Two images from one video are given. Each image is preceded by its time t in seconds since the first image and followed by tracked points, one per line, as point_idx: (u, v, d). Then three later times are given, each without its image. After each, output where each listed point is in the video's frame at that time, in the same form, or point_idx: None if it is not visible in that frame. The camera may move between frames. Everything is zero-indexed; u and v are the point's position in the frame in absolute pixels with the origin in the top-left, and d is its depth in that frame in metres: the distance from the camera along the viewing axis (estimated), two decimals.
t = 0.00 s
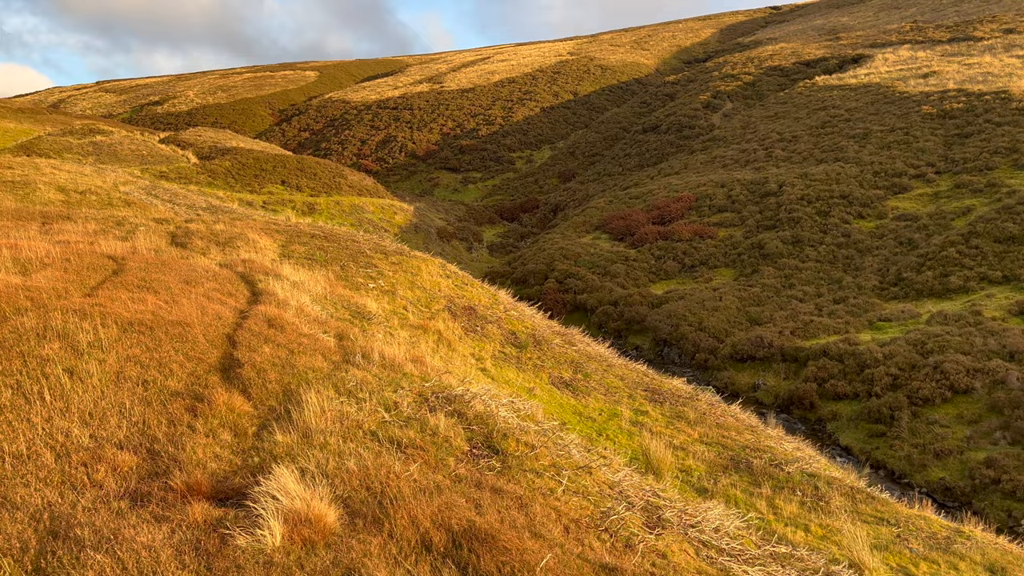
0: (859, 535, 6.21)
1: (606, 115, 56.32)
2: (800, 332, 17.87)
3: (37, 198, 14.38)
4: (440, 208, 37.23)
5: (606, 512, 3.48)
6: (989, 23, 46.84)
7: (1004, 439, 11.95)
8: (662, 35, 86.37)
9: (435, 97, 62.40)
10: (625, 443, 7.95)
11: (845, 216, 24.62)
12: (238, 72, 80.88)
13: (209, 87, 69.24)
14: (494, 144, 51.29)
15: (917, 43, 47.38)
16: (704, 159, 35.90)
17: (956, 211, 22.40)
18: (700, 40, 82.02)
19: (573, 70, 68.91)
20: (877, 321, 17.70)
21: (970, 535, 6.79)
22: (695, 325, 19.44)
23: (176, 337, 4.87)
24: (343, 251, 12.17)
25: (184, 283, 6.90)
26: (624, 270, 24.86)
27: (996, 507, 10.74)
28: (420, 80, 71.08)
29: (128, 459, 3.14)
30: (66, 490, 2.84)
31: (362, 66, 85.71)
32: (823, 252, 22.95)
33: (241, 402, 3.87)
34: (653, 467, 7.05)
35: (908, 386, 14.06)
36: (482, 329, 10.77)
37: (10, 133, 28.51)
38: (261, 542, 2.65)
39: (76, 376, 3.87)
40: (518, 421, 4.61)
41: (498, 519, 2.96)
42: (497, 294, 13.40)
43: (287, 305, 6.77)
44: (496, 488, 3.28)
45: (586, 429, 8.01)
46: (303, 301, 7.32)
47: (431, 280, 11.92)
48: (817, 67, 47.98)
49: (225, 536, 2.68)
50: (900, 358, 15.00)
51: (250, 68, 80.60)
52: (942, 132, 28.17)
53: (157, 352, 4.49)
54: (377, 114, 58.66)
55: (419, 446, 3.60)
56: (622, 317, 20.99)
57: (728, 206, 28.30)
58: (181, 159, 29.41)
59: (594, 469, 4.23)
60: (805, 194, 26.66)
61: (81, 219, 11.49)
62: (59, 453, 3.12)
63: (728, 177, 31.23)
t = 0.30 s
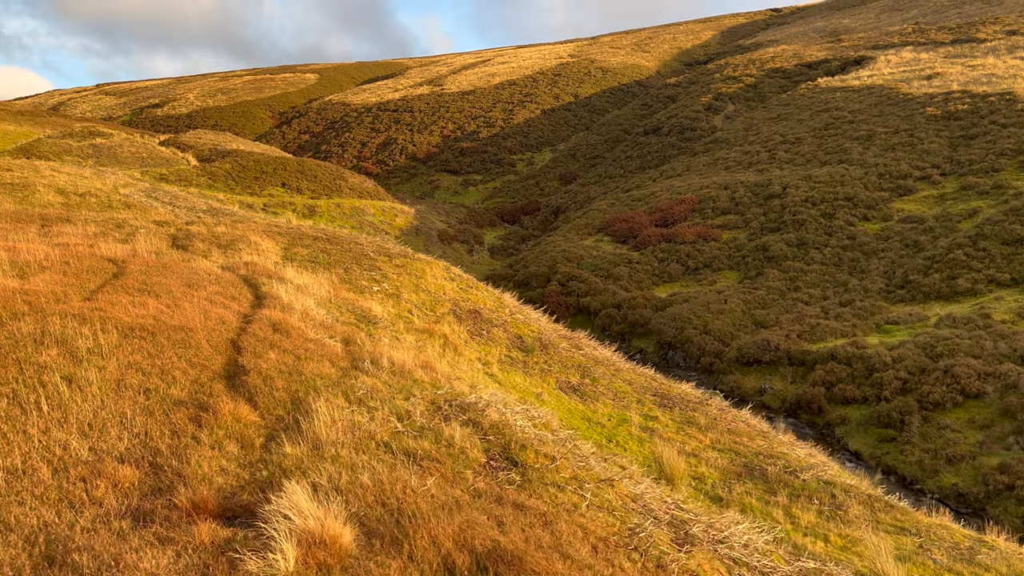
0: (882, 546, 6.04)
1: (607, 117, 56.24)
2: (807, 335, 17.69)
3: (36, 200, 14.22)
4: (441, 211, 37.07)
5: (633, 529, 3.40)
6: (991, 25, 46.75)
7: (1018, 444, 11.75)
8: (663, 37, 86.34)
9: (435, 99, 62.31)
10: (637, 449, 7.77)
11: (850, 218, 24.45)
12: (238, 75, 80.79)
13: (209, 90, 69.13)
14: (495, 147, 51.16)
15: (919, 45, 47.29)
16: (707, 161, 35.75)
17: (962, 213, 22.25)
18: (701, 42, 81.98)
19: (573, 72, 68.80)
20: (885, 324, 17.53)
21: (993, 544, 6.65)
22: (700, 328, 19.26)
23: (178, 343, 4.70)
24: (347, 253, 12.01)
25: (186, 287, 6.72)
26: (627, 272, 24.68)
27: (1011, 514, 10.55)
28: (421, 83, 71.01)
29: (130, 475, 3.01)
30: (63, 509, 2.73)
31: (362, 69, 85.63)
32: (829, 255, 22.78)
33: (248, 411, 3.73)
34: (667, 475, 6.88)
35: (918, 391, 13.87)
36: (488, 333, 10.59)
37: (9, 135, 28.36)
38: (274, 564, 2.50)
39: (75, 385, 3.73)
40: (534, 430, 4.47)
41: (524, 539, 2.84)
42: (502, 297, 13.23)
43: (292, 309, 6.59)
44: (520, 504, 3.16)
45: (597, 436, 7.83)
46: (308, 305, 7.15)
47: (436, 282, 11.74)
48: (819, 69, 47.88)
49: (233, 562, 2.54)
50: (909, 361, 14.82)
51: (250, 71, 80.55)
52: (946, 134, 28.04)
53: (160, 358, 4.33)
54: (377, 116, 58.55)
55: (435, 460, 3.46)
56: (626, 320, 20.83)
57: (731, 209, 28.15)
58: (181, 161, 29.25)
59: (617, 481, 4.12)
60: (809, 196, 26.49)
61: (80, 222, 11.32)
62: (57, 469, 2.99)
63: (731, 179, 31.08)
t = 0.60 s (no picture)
0: (908, 562, 5.86)
1: (608, 120, 56.08)
2: (815, 340, 17.47)
3: (35, 204, 14.02)
4: (443, 214, 36.87)
5: (667, 554, 3.37)
6: (995, 27, 46.59)
7: None
8: (664, 41, 86.22)
9: (437, 102, 62.16)
10: (651, 459, 7.55)
11: (856, 222, 24.26)
12: (239, 79, 80.68)
13: (210, 94, 68.99)
14: (496, 150, 50.99)
15: (922, 48, 47.13)
16: (710, 165, 35.57)
17: (969, 217, 22.07)
18: (702, 45, 81.88)
19: (574, 76, 68.63)
20: (894, 328, 17.32)
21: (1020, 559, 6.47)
22: (706, 332, 19.05)
23: (180, 351, 4.52)
24: (351, 257, 11.82)
25: (187, 293, 6.52)
26: (631, 276, 24.47)
27: None
28: (422, 86, 70.90)
29: (127, 500, 2.93)
30: (57, 539, 2.66)
31: (363, 72, 85.50)
32: (835, 258, 22.58)
33: (255, 427, 3.64)
34: (683, 487, 6.67)
35: (930, 397, 13.65)
36: (494, 339, 10.39)
37: (9, 138, 28.20)
38: None
39: (70, 399, 3.63)
40: (553, 444, 4.36)
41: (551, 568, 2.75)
42: (508, 301, 13.03)
43: (297, 316, 6.39)
44: (546, 529, 3.09)
45: (609, 445, 7.62)
46: (313, 311, 6.93)
47: (441, 287, 11.54)
48: (821, 72, 47.74)
49: None
50: (920, 367, 14.62)
51: (251, 74, 80.46)
52: (952, 137, 27.88)
53: (160, 369, 4.17)
54: (378, 120, 58.40)
55: (455, 480, 3.39)
56: (630, 324, 20.63)
57: (736, 212, 27.96)
58: (181, 164, 29.06)
59: (643, 500, 4.06)
60: (815, 199, 26.30)
61: (79, 226, 11.11)
62: (50, 493, 2.92)
63: (735, 183, 30.89)
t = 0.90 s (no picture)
0: None
1: (609, 124, 55.97)
2: (823, 345, 17.30)
3: (35, 208, 13.86)
4: (445, 219, 36.70)
5: None
6: (997, 31, 46.51)
7: None
8: (664, 45, 86.20)
9: (437, 107, 62.07)
10: (664, 468, 7.37)
11: (861, 226, 24.10)
12: (240, 83, 80.61)
13: (211, 98, 68.90)
14: (498, 154, 50.86)
15: (924, 52, 47.04)
16: (712, 168, 35.42)
17: (975, 221, 21.93)
18: (702, 49, 81.85)
19: (575, 80, 68.54)
20: (902, 333, 17.16)
21: None
22: (712, 337, 18.87)
23: (186, 360, 4.46)
24: (356, 262, 11.67)
25: (192, 297, 6.37)
26: (635, 280, 24.30)
27: None
28: (423, 91, 70.82)
29: (135, 519, 2.91)
30: (60, 565, 2.63)
31: (363, 77, 85.43)
32: (841, 263, 22.42)
33: (268, 442, 3.66)
34: (699, 496, 6.52)
35: (942, 403, 13.47)
36: (502, 344, 10.22)
37: (10, 143, 28.03)
38: None
39: (72, 411, 3.58)
40: (576, 455, 4.33)
41: None
42: (515, 306, 12.87)
43: (305, 321, 6.25)
44: (578, 549, 3.05)
45: (622, 454, 7.45)
46: (320, 317, 6.77)
47: (447, 292, 11.39)
48: (823, 76, 47.65)
49: None
50: (931, 373, 14.45)
51: (252, 79, 80.42)
52: (957, 141, 27.76)
53: (166, 380, 4.11)
54: (379, 124, 58.27)
55: (479, 496, 3.40)
56: (635, 329, 20.47)
57: (740, 216, 27.81)
58: (182, 169, 28.90)
59: (674, 514, 4.06)
60: (819, 203, 26.16)
61: (80, 230, 10.95)
62: (52, 513, 2.89)
63: (739, 186, 30.75)
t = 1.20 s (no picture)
0: None
1: (610, 130, 55.87)
2: (830, 353, 17.12)
3: (34, 214, 13.70)
4: (445, 225, 36.55)
5: None
6: (999, 37, 46.44)
7: None
8: (665, 51, 86.21)
9: (438, 112, 61.98)
10: (676, 481, 7.20)
11: (865, 232, 23.94)
12: (240, 89, 80.55)
13: (211, 104, 68.84)
14: (498, 160, 50.74)
15: (926, 57, 46.95)
16: (714, 174, 35.27)
17: (981, 227, 21.79)
18: (702, 55, 81.81)
19: (576, 86, 68.47)
20: (910, 340, 16.98)
21: None
22: (717, 344, 18.68)
23: (188, 374, 4.40)
24: (360, 269, 11.51)
25: (194, 306, 6.22)
26: (638, 287, 24.12)
27: None
28: (423, 96, 70.73)
29: (133, 552, 2.81)
30: None
31: (363, 82, 85.34)
32: (846, 269, 22.23)
33: (276, 463, 3.60)
34: (714, 511, 6.34)
35: (953, 412, 13.28)
36: (508, 352, 10.06)
37: (9, 149, 27.90)
38: None
39: (67, 433, 3.53)
40: (597, 475, 4.22)
41: None
42: (520, 313, 12.70)
43: (309, 330, 6.09)
44: None
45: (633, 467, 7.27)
46: (325, 327, 6.60)
47: (452, 299, 11.22)
48: (825, 82, 47.57)
49: None
50: (941, 381, 14.25)
51: (252, 85, 80.39)
52: (961, 147, 27.64)
53: (166, 398, 4.06)
54: (379, 130, 58.20)
55: (501, 522, 3.32)
56: (638, 336, 20.32)
57: (743, 222, 27.66)
58: (182, 175, 28.78)
59: (704, 540, 3.96)
60: (823, 209, 26.00)
61: (79, 237, 10.79)
62: (46, 544, 2.82)
63: (742, 192, 30.61)
